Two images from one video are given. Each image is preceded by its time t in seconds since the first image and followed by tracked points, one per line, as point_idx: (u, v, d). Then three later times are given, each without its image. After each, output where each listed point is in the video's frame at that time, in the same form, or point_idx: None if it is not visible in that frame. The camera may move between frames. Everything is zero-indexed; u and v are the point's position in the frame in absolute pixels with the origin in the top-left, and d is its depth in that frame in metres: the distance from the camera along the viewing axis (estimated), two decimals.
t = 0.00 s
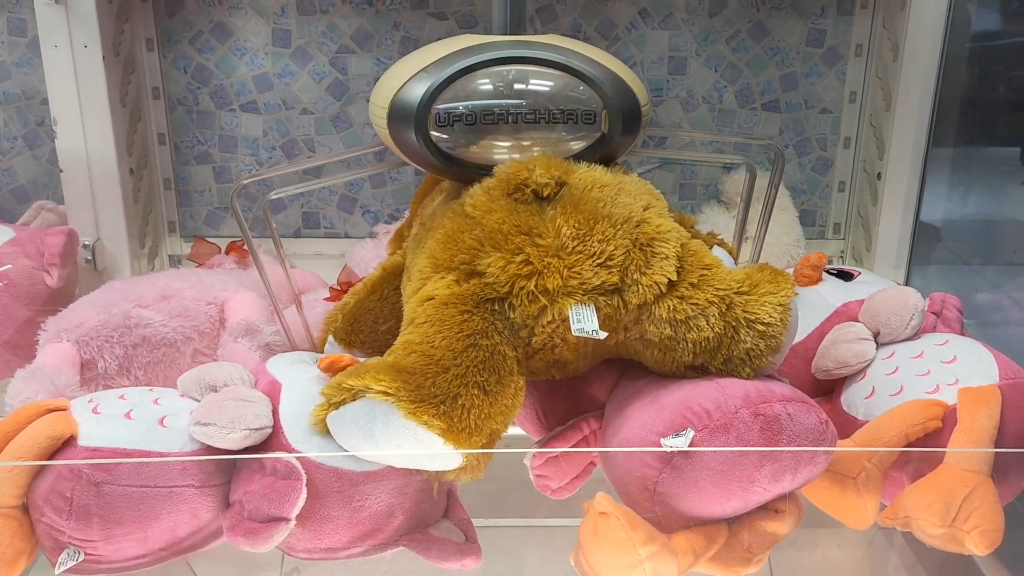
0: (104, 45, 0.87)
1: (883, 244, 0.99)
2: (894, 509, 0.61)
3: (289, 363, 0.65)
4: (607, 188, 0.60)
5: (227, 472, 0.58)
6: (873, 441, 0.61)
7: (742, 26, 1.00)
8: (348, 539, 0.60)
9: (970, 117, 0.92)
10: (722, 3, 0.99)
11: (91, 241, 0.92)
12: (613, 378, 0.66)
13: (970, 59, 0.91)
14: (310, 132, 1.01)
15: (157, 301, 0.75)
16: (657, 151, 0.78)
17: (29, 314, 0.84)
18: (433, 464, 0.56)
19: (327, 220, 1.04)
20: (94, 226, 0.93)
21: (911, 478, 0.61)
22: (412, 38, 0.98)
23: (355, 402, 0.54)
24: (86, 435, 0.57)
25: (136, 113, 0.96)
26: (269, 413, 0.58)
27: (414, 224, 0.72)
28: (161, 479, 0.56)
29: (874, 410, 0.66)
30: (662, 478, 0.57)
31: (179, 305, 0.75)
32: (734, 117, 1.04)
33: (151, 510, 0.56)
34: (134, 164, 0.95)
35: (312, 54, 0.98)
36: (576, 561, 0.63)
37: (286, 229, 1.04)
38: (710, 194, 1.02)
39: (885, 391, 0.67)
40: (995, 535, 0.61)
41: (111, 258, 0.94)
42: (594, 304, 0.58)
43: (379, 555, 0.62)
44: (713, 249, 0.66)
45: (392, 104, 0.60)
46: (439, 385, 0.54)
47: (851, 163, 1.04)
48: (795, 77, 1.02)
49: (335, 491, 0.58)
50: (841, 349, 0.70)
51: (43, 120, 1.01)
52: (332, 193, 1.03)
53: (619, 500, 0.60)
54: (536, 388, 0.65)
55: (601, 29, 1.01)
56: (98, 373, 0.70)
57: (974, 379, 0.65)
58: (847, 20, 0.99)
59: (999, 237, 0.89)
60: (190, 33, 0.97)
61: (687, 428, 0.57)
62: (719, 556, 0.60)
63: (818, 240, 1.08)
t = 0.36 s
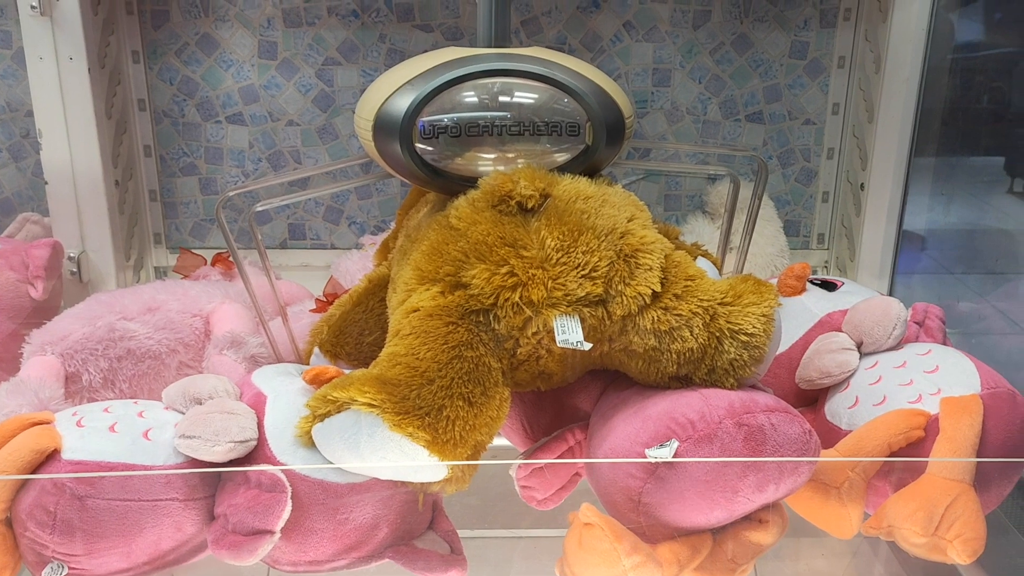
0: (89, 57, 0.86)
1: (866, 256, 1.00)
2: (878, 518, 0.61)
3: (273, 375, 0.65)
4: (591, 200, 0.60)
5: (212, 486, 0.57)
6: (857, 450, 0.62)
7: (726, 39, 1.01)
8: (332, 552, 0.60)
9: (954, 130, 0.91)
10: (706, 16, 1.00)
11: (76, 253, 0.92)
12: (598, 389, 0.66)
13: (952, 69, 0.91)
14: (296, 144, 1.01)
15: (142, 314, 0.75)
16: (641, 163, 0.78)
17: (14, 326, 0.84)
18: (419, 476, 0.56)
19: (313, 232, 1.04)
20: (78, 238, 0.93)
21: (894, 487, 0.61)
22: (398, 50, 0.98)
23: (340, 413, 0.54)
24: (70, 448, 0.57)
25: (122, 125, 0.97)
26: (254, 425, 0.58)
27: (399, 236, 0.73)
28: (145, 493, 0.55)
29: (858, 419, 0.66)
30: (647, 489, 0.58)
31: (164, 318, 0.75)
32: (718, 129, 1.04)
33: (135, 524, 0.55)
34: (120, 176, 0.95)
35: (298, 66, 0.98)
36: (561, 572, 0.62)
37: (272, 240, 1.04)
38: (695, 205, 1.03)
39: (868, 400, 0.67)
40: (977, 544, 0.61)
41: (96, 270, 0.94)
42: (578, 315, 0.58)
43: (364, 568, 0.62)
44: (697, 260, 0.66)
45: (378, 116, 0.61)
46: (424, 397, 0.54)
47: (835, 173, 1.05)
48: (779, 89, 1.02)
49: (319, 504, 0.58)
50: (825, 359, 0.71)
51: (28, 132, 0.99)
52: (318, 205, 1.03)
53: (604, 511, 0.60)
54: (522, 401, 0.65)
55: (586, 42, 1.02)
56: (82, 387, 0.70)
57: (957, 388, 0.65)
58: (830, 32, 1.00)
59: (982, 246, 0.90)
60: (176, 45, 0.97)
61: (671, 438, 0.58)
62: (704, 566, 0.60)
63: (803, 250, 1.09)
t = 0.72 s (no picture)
0: (79, 67, 0.86)
1: (863, 267, 0.99)
2: (878, 535, 0.61)
3: (265, 392, 0.63)
4: (587, 213, 0.60)
5: (200, 505, 0.56)
6: (857, 467, 0.61)
7: (721, 48, 1.00)
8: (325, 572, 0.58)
9: (948, 139, 0.92)
10: (702, 25, 1.00)
11: (64, 265, 0.91)
12: (594, 404, 0.65)
13: (947, 78, 0.91)
14: (288, 154, 1.00)
15: (132, 327, 0.74)
16: (638, 175, 0.78)
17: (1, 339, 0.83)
18: (412, 494, 0.55)
19: (305, 243, 1.03)
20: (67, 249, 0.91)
21: (894, 504, 0.60)
22: (392, 59, 0.97)
23: (331, 429, 0.53)
24: (56, 467, 0.56)
25: (112, 135, 0.95)
26: (245, 443, 0.57)
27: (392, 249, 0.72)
28: (133, 513, 0.54)
29: (857, 433, 0.66)
30: (644, 506, 0.57)
31: (154, 332, 0.74)
32: (714, 138, 1.04)
33: (123, 544, 0.54)
34: (109, 187, 0.94)
35: (290, 75, 0.97)
36: None
37: (264, 251, 1.03)
38: (691, 215, 1.02)
39: (867, 415, 0.66)
40: (979, 562, 0.60)
41: (85, 282, 0.92)
42: (574, 330, 0.57)
43: None
44: (694, 273, 0.65)
45: (370, 128, 0.60)
46: (417, 414, 0.53)
47: (831, 184, 1.05)
48: (775, 99, 1.02)
49: (311, 524, 0.56)
50: (823, 373, 0.70)
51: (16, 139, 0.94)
52: (310, 216, 1.02)
53: (601, 530, 0.59)
54: (516, 416, 0.64)
55: (581, 51, 1.01)
56: (70, 401, 0.68)
57: (957, 403, 0.65)
58: (826, 42, 0.99)
59: (980, 255, 0.90)
60: (167, 55, 0.96)
61: (669, 455, 0.57)
62: None
63: (799, 261, 1.08)
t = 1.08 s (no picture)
0: (76, 65, 0.82)
1: (895, 276, 0.95)
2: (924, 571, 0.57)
3: (269, 414, 0.60)
4: (610, 224, 0.56)
5: (196, 538, 0.52)
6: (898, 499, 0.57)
7: (747, 47, 0.96)
8: None
9: (988, 141, 0.88)
10: (726, 23, 0.95)
11: (62, 272, 0.87)
12: (616, 429, 0.60)
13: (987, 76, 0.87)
14: (295, 157, 0.97)
15: (129, 341, 0.71)
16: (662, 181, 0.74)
17: None
18: (422, 526, 0.52)
19: (312, 249, 0.99)
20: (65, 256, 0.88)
21: (937, 537, 0.56)
22: (402, 58, 0.94)
23: (337, 458, 0.50)
24: (44, 496, 0.52)
25: (112, 136, 0.92)
26: (245, 471, 0.54)
27: (403, 257, 0.68)
28: (125, 547, 0.51)
29: (897, 460, 0.62)
30: (671, 541, 0.53)
31: (153, 345, 0.71)
32: (738, 141, 1.00)
33: None
34: (108, 191, 0.90)
35: (297, 74, 0.94)
36: None
37: (269, 257, 0.99)
38: (713, 221, 0.98)
39: (908, 440, 0.63)
40: None
41: (84, 289, 0.89)
42: (596, 350, 0.53)
43: None
44: (722, 286, 0.61)
45: (380, 133, 0.56)
46: (429, 442, 0.50)
47: (860, 189, 1.00)
48: (803, 100, 0.98)
49: (316, 557, 0.53)
50: (861, 394, 0.66)
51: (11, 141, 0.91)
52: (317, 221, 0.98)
53: (625, 566, 0.57)
54: (532, 438, 0.60)
55: (600, 49, 0.97)
56: (64, 420, 0.64)
57: (1005, 428, 0.61)
58: (857, 40, 0.95)
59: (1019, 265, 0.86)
60: (169, 53, 0.92)
61: (699, 486, 0.53)
62: None
63: (827, 269, 1.03)
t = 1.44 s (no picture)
0: (57, 64, 0.79)
1: (910, 282, 0.92)
2: None
3: (246, 433, 0.57)
4: (608, 234, 0.52)
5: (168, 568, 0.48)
6: (913, 525, 0.54)
7: (756, 43, 0.92)
8: None
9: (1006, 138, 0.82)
10: (735, 18, 0.92)
11: (44, 278, 0.85)
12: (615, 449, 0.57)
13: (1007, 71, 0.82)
14: (287, 157, 0.94)
15: (108, 352, 0.68)
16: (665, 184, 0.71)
17: None
18: (403, 556, 0.48)
19: (305, 252, 0.96)
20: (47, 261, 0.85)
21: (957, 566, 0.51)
22: (397, 55, 0.91)
23: (315, 483, 0.46)
24: (7, 522, 0.49)
25: (96, 137, 0.89)
26: (220, 496, 0.51)
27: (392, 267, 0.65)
28: None
29: (913, 483, 0.59)
30: (671, 573, 0.50)
31: (132, 357, 0.68)
32: (747, 140, 0.96)
33: None
34: (93, 193, 0.88)
35: (288, 72, 0.91)
36: None
37: (261, 261, 0.96)
38: (720, 224, 0.95)
39: (925, 461, 0.59)
40: None
41: (68, 295, 0.86)
42: (593, 368, 0.50)
43: None
44: (727, 296, 0.58)
45: (365, 137, 0.52)
46: (412, 468, 0.46)
47: (874, 190, 0.97)
48: (814, 97, 0.94)
49: None
50: (873, 411, 0.62)
51: None
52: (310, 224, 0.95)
53: None
54: (526, 458, 0.57)
55: (602, 46, 0.93)
56: (38, 436, 0.61)
57: None
58: (871, 35, 0.91)
59: None
60: (156, 50, 0.89)
61: (700, 514, 0.50)
62: None
63: (837, 273, 1.00)
